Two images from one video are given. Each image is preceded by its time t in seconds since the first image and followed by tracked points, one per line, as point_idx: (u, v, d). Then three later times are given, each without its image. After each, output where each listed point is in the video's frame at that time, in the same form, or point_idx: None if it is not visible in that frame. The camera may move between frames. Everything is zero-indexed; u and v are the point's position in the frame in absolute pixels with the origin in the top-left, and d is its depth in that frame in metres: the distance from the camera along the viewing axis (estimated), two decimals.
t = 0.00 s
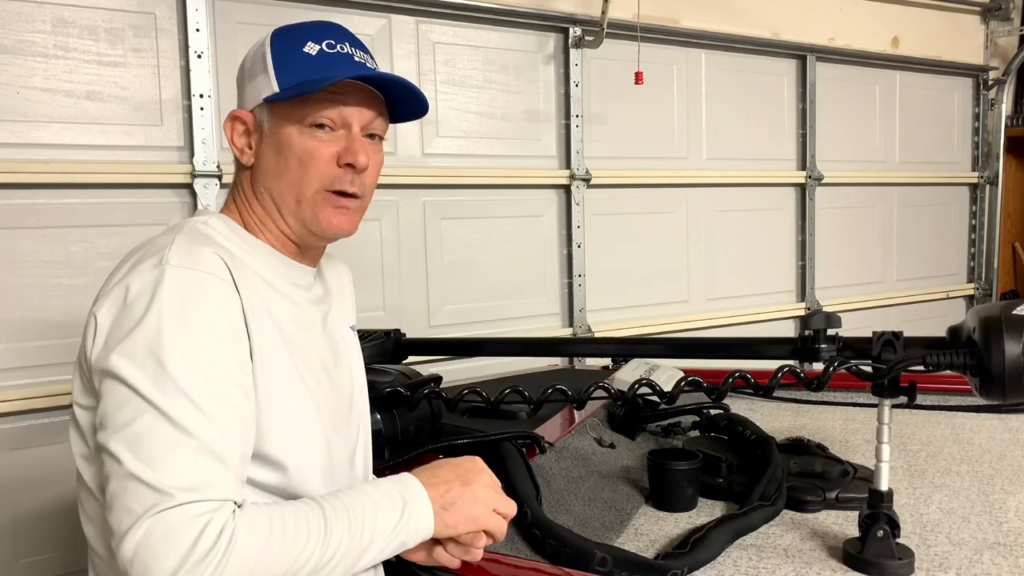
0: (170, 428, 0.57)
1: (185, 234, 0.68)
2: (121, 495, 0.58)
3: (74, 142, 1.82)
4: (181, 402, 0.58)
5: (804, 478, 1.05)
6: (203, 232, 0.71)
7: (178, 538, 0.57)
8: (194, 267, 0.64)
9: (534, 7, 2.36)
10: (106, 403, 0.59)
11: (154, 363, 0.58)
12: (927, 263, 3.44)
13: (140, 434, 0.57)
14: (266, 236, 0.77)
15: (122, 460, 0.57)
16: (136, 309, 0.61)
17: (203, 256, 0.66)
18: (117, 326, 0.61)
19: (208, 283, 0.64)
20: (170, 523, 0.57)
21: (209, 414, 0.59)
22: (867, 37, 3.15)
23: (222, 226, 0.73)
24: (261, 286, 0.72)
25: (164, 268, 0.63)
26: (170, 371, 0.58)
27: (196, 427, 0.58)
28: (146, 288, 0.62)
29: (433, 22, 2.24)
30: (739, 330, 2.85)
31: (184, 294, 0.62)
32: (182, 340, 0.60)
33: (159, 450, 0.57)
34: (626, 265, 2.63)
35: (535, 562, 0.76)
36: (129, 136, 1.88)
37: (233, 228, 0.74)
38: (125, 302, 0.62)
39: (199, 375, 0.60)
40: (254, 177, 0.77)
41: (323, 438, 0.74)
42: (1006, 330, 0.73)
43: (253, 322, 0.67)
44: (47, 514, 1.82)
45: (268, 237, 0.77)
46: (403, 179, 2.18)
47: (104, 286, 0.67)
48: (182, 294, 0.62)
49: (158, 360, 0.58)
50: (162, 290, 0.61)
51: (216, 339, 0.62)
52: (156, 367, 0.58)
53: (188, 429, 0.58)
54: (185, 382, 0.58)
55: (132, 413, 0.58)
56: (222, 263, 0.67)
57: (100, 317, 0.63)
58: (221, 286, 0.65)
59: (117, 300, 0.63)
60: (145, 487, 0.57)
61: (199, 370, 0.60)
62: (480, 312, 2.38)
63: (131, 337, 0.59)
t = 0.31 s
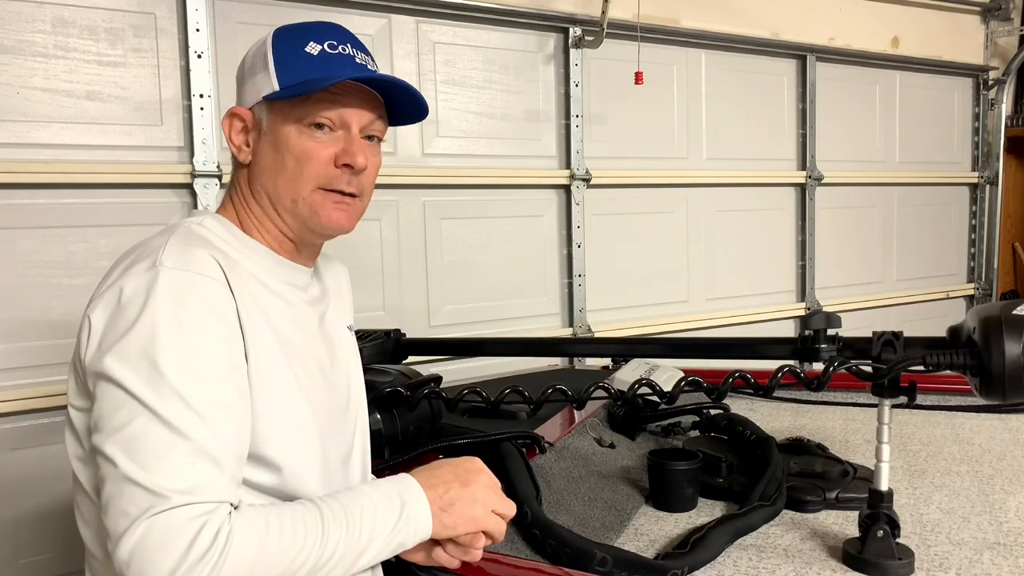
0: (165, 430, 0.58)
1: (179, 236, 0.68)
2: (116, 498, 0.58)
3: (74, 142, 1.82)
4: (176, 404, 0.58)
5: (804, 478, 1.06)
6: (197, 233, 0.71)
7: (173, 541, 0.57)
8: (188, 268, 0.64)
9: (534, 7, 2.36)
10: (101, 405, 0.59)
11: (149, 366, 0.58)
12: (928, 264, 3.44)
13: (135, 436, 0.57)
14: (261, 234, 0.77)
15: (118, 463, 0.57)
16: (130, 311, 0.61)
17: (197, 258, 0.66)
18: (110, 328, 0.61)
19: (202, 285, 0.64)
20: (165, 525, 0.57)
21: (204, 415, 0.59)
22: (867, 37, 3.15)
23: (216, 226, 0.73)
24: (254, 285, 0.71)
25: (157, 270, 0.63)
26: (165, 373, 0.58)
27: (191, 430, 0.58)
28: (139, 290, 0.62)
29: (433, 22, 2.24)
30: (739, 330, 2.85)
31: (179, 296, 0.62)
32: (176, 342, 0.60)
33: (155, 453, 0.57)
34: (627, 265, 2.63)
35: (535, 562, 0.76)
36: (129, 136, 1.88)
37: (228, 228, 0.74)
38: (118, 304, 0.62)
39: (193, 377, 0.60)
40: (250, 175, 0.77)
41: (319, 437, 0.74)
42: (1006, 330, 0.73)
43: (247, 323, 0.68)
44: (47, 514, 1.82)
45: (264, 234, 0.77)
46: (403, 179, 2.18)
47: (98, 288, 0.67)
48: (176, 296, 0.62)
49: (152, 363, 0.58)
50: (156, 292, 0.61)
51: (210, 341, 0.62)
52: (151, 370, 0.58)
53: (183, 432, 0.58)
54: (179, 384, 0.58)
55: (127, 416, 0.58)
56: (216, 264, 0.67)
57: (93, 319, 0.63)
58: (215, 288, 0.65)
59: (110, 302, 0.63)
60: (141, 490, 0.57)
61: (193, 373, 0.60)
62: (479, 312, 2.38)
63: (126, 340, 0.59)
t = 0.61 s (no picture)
0: (156, 438, 0.58)
1: (169, 240, 0.68)
2: (109, 506, 0.58)
3: (74, 142, 1.82)
4: (167, 412, 0.58)
5: (804, 478, 1.06)
6: (190, 236, 0.70)
7: (170, 546, 0.57)
8: (178, 274, 0.64)
9: (533, 7, 2.36)
10: (91, 413, 0.59)
11: (139, 374, 0.58)
12: (928, 264, 3.44)
13: (126, 444, 0.57)
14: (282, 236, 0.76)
15: (109, 471, 0.57)
16: (118, 318, 0.61)
17: (187, 262, 0.66)
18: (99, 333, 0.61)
19: (192, 290, 0.64)
20: (159, 533, 0.57)
21: (197, 423, 0.59)
22: (867, 37, 3.15)
23: (212, 228, 0.72)
24: (248, 287, 0.71)
25: (146, 276, 0.63)
26: (154, 381, 0.58)
27: (183, 437, 0.58)
28: (128, 296, 0.62)
29: (433, 22, 2.24)
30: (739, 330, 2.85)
31: (168, 301, 0.62)
32: (166, 349, 0.59)
33: (147, 460, 0.57)
34: (627, 265, 2.63)
35: (535, 563, 0.76)
36: (129, 136, 1.88)
37: (226, 230, 0.73)
38: (106, 311, 0.62)
39: (185, 384, 0.60)
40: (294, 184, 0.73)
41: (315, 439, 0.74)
42: (1006, 330, 0.73)
43: (240, 327, 0.67)
44: (47, 514, 1.82)
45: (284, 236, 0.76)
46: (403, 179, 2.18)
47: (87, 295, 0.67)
48: (165, 303, 0.61)
49: (142, 370, 0.58)
50: (145, 299, 0.61)
51: (202, 347, 0.62)
52: (141, 377, 0.58)
53: (175, 439, 0.58)
54: (170, 391, 0.58)
55: (119, 424, 0.58)
56: (208, 268, 0.67)
57: (82, 327, 0.63)
58: (207, 293, 0.65)
59: (99, 308, 0.63)
60: (134, 498, 0.57)
61: (185, 379, 0.60)
62: (479, 312, 2.38)
63: (115, 348, 0.59)
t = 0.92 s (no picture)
0: (157, 437, 0.58)
1: (168, 239, 0.68)
2: (111, 505, 0.58)
3: (74, 142, 1.82)
4: (168, 411, 0.58)
5: (804, 478, 1.05)
6: (187, 235, 0.70)
7: (172, 545, 0.57)
8: (177, 273, 0.64)
9: (533, 7, 2.36)
10: (90, 413, 0.59)
11: (140, 373, 0.58)
12: (928, 264, 3.44)
13: (128, 443, 0.57)
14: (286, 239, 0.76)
15: (111, 470, 0.57)
16: (117, 318, 0.61)
17: (186, 262, 0.66)
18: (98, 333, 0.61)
19: (191, 289, 0.64)
20: (162, 532, 0.57)
21: (198, 421, 0.59)
22: (867, 37, 3.15)
23: (211, 228, 0.72)
24: (248, 286, 0.71)
25: (145, 276, 0.63)
26: (155, 380, 0.58)
27: (184, 435, 0.58)
28: (128, 295, 0.62)
29: (433, 22, 2.24)
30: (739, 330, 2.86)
31: (167, 301, 0.62)
32: (166, 348, 0.60)
33: (149, 460, 0.57)
34: (627, 264, 2.63)
35: (535, 563, 0.76)
36: (129, 136, 1.88)
37: (225, 230, 0.73)
38: (104, 311, 0.62)
39: (185, 382, 0.60)
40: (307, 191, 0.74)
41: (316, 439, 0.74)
42: (1006, 330, 0.73)
43: (240, 326, 0.67)
44: (47, 514, 1.82)
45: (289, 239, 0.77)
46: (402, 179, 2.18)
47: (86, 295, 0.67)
48: (164, 302, 0.62)
49: (143, 369, 0.58)
50: (146, 298, 0.61)
51: (203, 346, 0.62)
52: (142, 376, 0.58)
53: (176, 438, 0.58)
54: (171, 390, 0.58)
55: (119, 423, 0.58)
56: (207, 267, 0.67)
57: (81, 326, 0.63)
58: (206, 291, 0.65)
59: (97, 307, 0.63)
60: (136, 497, 0.57)
61: (186, 378, 0.60)
62: (479, 313, 2.39)
63: (115, 347, 0.59)
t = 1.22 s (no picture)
0: (159, 431, 0.58)
1: (168, 235, 0.68)
2: (114, 501, 0.58)
3: (74, 142, 1.82)
4: (170, 405, 0.58)
5: (804, 478, 1.05)
6: (187, 233, 0.70)
7: (174, 539, 0.57)
8: (177, 269, 0.64)
9: (533, 7, 2.36)
10: (92, 407, 0.59)
11: (141, 367, 0.58)
12: (928, 264, 3.44)
13: (130, 438, 0.57)
14: (281, 240, 0.76)
15: (114, 465, 0.57)
16: (117, 313, 0.61)
17: (186, 258, 0.66)
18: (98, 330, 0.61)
19: (192, 284, 0.64)
20: (164, 525, 0.57)
21: (199, 415, 0.59)
22: (867, 37, 3.15)
23: (209, 227, 0.72)
24: (249, 283, 0.71)
25: (145, 271, 0.63)
26: (157, 374, 0.58)
27: (185, 429, 0.58)
28: (127, 291, 0.62)
29: (433, 23, 2.24)
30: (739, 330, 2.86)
31: (168, 296, 0.62)
32: (168, 342, 0.60)
33: (152, 454, 0.57)
34: (627, 264, 2.63)
35: (535, 563, 0.76)
36: (129, 136, 1.88)
37: (225, 229, 0.73)
38: (104, 307, 0.62)
39: (186, 376, 0.59)
40: (299, 189, 0.74)
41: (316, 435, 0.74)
42: (1006, 330, 0.73)
43: (240, 321, 0.67)
44: (46, 514, 1.82)
45: (286, 240, 0.77)
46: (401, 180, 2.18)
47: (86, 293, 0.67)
48: (165, 296, 0.62)
49: (144, 363, 0.58)
50: (146, 293, 0.61)
51: (204, 341, 0.62)
52: (143, 371, 0.58)
53: (178, 432, 0.58)
54: (172, 384, 0.58)
55: (120, 417, 0.58)
56: (207, 263, 0.67)
57: (82, 321, 0.63)
58: (206, 286, 0.65)
59: (97, 302, 0.63)
60: (139, 492, 0.57)
61: (187, 372, 0.60)
62: (479, 312, 2.38)
63: (116, 343, 0.60)
